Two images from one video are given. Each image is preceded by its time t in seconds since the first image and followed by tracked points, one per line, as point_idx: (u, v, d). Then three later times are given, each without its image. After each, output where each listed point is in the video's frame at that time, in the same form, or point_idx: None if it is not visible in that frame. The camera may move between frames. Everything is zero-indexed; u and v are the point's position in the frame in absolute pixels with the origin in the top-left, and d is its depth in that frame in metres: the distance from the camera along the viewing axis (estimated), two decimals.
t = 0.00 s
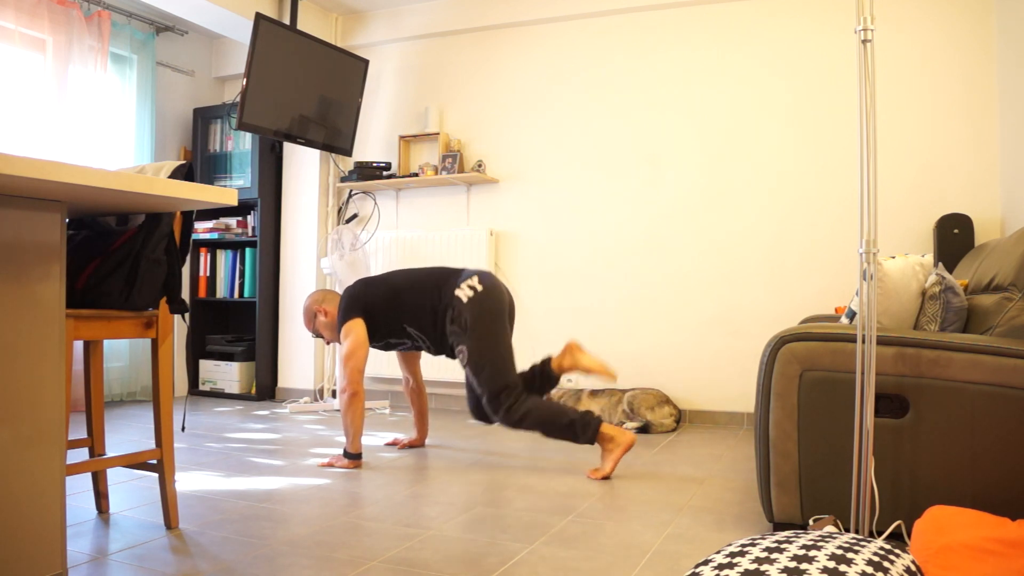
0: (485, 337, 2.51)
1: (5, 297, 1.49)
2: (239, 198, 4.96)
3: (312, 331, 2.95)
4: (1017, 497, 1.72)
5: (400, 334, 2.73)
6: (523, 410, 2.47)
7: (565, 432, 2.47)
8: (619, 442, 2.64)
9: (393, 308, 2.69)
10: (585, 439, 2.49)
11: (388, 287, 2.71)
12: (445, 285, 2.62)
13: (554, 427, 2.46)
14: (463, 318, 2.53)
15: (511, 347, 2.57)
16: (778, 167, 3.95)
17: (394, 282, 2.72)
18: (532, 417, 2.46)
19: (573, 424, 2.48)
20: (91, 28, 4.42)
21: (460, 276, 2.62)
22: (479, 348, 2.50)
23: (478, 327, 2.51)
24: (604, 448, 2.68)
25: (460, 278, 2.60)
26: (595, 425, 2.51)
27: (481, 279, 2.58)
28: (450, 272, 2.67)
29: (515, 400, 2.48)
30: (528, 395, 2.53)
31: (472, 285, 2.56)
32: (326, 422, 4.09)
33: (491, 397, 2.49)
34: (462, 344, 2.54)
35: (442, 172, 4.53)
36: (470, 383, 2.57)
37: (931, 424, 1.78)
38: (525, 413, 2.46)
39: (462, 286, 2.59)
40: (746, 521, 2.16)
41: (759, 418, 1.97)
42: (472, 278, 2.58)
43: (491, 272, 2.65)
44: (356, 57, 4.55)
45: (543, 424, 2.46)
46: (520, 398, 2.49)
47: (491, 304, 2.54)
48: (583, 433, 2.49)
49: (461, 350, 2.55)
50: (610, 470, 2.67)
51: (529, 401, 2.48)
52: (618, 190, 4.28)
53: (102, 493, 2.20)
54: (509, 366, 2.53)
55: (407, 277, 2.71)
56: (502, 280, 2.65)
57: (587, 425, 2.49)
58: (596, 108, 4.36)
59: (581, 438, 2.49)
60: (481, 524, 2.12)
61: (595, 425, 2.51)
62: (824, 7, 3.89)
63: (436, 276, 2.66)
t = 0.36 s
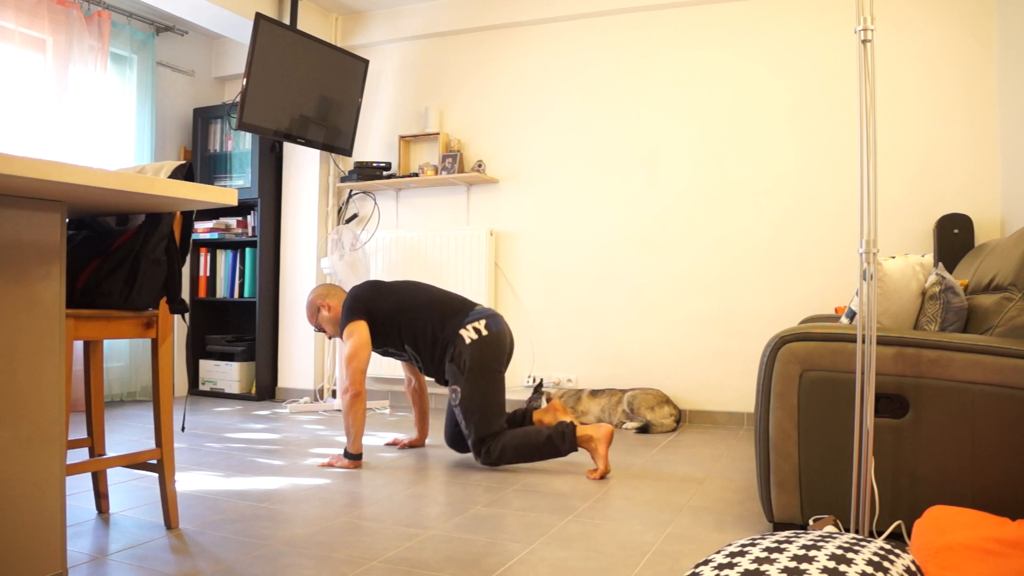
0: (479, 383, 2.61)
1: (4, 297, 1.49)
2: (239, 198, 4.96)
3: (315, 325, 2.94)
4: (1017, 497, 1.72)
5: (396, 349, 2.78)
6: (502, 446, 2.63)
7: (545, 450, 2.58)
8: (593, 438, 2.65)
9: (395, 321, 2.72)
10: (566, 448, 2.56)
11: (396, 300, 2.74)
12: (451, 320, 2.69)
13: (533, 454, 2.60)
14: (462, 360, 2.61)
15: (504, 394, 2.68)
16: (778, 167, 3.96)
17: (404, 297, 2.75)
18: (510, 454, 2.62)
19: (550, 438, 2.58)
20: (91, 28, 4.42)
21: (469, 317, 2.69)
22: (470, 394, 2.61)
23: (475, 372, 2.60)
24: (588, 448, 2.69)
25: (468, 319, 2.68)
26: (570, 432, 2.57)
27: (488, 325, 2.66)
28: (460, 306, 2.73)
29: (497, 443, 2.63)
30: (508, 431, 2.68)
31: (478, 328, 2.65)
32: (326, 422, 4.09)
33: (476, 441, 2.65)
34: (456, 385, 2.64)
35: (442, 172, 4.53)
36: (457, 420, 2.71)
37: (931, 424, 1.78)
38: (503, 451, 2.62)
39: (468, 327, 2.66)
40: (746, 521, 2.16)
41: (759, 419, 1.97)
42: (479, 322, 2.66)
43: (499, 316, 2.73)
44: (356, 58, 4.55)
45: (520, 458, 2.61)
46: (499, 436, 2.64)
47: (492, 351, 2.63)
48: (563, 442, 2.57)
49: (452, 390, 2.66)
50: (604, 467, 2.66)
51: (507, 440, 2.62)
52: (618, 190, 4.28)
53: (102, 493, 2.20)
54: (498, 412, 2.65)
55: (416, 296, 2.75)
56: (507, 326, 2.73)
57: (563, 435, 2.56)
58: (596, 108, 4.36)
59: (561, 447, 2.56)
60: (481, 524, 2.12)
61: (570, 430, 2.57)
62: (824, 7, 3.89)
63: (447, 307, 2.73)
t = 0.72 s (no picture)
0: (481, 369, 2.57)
1: (4, 297, 1.49)
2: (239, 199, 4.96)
3: (315, 329, 2.94)
4: (1018, 497, 1.72)
5: (397, 346, 2.76)
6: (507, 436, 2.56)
7: (550, 445, 2.54)
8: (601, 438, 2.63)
9: (394, 317, 2.71)
10: (571, 445, 2.53)
11: (393, 296, 2.72)
12: (449, 311, 2.66)
13: (539, 445, 2.54)
14: (462, 349, 2.58)
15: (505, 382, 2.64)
16: (778, 166, 3.96)
17: (401, 292, 2.73)
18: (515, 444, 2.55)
19: (556, 434, 2.54)
20: (91, 28, 4.42)
21: (466, 306, 2.65)
22: (472, 379, 2.57)
23: (475, 359, 2.56)
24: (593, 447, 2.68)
25: (465, 308, 2.64)
26: (576, 429, 2.54)
27: (486, 312, 2.62)
28: (457, 296, 2.70)
29: (501, 430, 2.57)
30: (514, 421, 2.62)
31: (476, 317, 2.61)
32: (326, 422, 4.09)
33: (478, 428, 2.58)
34: (457, 373, 2.61)
35: (442, 172, 4.53)
36: (460, 410, 2.66)
37: (931, 423, 1.78)
38: (508, 440, 2.55)
39: (466, 316, 2.62)
40: (746, 521, 2.16)
41: (759, 419, 1.97)
42: (477, 311, 2.62)
43: (498, 304, 2.69)
44: (356, 58, 4.55)
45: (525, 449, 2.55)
46: (504, 426, 2.58)
47: (491, 339, 2.59)
48: (569, 439, 2.53)
49: (455, 378, 2.62)
50: (606, 467, 2.67)
51: (512, 430, 2.55)
52: (618, 190, 4.28)
53: (102, 493, 2.20)
54: (501, 401, 2.61)
55: (413, 291, 2.73)
56: (506, 314, 2.69)
57: (570, 431, 2.53)
58: (596, 108, 4.36)
59: (566, 444, 2.53)
60: (481, 524, 2.12)
61: (576, 429, 2.55)
62: (824, 7, 3.89)
63: (443, 299, 2.69)
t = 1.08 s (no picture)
0: (489, 292, 2.50)
1: (5, 298, 1.49)
2: (239, 199, 4.96)
3: (311, 339, 2.95)
4: (1017, 497, 1.72)
5: (397, 324, 2.72)
6: (551, 358, 2.39)
7: (581, 403, 2.38)
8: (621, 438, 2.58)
9: (383, 301, 2.68)
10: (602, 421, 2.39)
11: (375, 285, 2.70)
12: (431, 261, 2.64)
13: (578, 388, 2.37)
14: (459, 283, 2.55)
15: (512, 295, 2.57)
16: (778, 166, 3.96)
17: (377, 279, 2.71)
18: (561, 365, 2.38)
19: (591, 400, 2.38)
20: (91, 27, 4.42)
21: (444, 248, 2.66)
22: (485, 302, 2.48)
23: (476, 286, 2.51)
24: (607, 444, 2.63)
25: (445, 250, 2.64)
26: (611, 407, 2.40)
27: (465, 245, 2.63)
28: (431, 250, 2.70)
29: (540, 344, 2.41)
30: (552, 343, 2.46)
31: (459, 252, 2.61)
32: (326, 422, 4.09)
33: (515, 344, 2.43)
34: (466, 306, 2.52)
35: (442, 172, 4.53)
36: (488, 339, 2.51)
37: (931, 424, 1.78)
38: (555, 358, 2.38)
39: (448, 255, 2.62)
40: (746, 521, 2.16)
41: (759, 418, 1.97)
42: (456, 246, 2.63)
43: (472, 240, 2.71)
44: (355, 58, 4.55)
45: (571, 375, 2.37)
46: (544, 343, 2.42)
47: (481, 265, 2.57)
48: (597, 414, 2.39)
49: (468, 313, 2.51)
50: (610, 466, 2.62)
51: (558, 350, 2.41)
52: (618, 190, 4.28)
53: (102, 493, 2.20)
54: (520, 311, 2.50)
55: (389, 270, 2.71)
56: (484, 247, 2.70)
57: (603, 409, 2.38)
58: (596, 109, 4.36)
59: (599, 420, 2.39)
60: (481, 524, 2.12)
61: (610, 410, 2.40)
62: (824, 7, 3.89)
63: (419, 256, 2.69)
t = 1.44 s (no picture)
0: (479, 360, 2.41)
1: (5, 298, 1.49)
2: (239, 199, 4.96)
3: (311, 331, 2.95)
4: (1017, 497, 1.72)
5: (395, 340, 2.68)
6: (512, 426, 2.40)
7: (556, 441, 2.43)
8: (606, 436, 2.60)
9: (389, 312, 2.65)
10: (577, 441, 2.44)
11: (387, 293, 2.67)
12: (444, 300, 2.53)
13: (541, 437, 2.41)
14: (457, 338, 2.45)
15: (506, 363, 2.48)
16: (778, 166, 3.96)
17: (392, 288, 2.68)
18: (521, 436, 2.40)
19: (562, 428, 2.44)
20: (91, 27, 4.41)
21: (461, 292, 2.51)
22: (472, 371, 2.41)
23: (472, 348, 2.41)
24: (597, 447, 2.68)
25: (460, 295, 2.50)
26: (583, 425, 2.47)
27: (481, 299, 2.46)
28: (451, 285, 2.57)
29: (505, 419, 2.41)
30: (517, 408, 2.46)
31: (471, 303, 2.45)
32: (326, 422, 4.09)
33: (482, 417, 2.42)
34: (454, 362, 2.47)
35: (442, 172, 4.53)
36: (461, 400, 2.49)
37: (931, 424, 1.78)
38: (513, 430, 2.38)
39: (461, 303, 2.48)
40: (746, 521, 2.16)
41: (759, 418, 1.97)
42: (471, 296, 2.47)
43: (493, 289, 2.53)
44: (355, 58, 4.55)
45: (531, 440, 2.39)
46: (509, 416, 2.42)
47: (487, 326, 2.43)
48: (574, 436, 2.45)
49: (454, 368, 2.48)
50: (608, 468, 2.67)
51: (518, 419, 2.40)
52: (618, 190, 4.28)
53: (102, 493, 2.20)
54: (502, 387, 2.44)
55: (406, 284, 2.65)
56: (503, 300, 2.53)
57: (575, 428, 2.45)
58: (596, 109, 4.36)
59: (572, 440, 2.42)
60: (481, 524, 2.11)
61: (584, 425, 2.48)
62: (824, 7, 3.89)
63: (436, 288, 2.58)
